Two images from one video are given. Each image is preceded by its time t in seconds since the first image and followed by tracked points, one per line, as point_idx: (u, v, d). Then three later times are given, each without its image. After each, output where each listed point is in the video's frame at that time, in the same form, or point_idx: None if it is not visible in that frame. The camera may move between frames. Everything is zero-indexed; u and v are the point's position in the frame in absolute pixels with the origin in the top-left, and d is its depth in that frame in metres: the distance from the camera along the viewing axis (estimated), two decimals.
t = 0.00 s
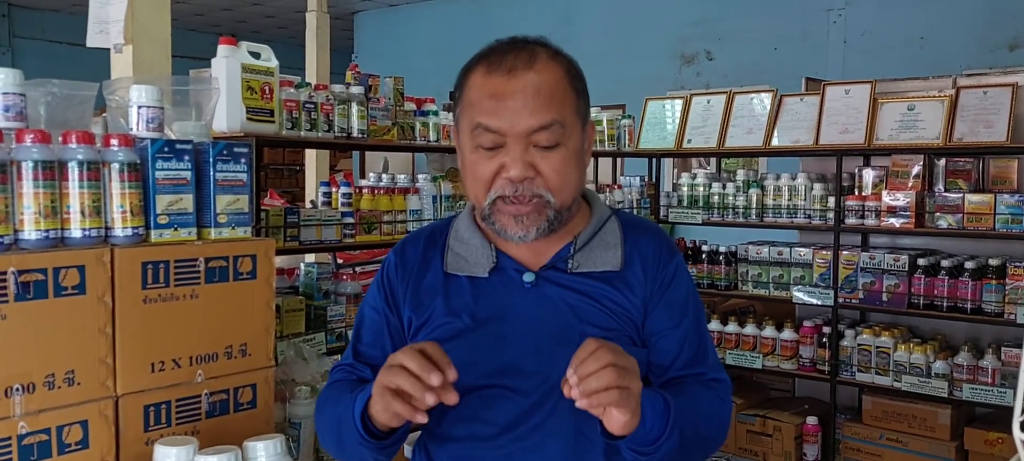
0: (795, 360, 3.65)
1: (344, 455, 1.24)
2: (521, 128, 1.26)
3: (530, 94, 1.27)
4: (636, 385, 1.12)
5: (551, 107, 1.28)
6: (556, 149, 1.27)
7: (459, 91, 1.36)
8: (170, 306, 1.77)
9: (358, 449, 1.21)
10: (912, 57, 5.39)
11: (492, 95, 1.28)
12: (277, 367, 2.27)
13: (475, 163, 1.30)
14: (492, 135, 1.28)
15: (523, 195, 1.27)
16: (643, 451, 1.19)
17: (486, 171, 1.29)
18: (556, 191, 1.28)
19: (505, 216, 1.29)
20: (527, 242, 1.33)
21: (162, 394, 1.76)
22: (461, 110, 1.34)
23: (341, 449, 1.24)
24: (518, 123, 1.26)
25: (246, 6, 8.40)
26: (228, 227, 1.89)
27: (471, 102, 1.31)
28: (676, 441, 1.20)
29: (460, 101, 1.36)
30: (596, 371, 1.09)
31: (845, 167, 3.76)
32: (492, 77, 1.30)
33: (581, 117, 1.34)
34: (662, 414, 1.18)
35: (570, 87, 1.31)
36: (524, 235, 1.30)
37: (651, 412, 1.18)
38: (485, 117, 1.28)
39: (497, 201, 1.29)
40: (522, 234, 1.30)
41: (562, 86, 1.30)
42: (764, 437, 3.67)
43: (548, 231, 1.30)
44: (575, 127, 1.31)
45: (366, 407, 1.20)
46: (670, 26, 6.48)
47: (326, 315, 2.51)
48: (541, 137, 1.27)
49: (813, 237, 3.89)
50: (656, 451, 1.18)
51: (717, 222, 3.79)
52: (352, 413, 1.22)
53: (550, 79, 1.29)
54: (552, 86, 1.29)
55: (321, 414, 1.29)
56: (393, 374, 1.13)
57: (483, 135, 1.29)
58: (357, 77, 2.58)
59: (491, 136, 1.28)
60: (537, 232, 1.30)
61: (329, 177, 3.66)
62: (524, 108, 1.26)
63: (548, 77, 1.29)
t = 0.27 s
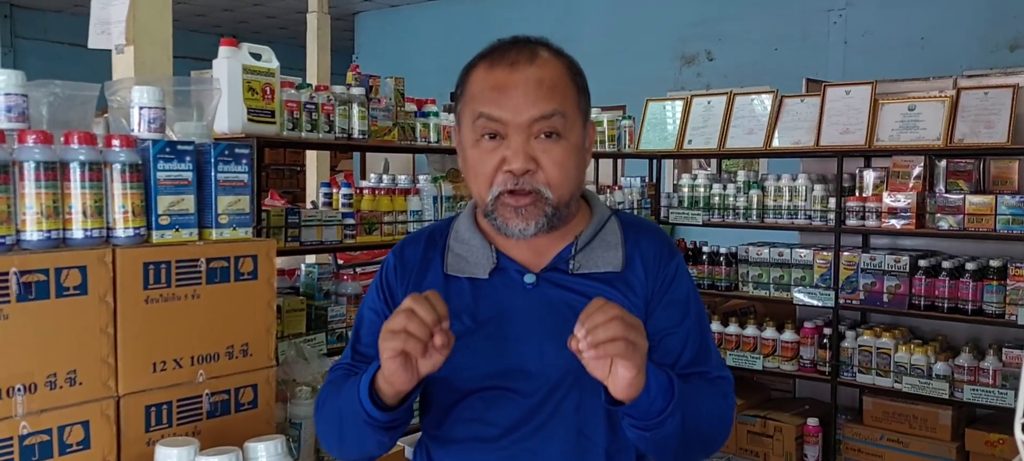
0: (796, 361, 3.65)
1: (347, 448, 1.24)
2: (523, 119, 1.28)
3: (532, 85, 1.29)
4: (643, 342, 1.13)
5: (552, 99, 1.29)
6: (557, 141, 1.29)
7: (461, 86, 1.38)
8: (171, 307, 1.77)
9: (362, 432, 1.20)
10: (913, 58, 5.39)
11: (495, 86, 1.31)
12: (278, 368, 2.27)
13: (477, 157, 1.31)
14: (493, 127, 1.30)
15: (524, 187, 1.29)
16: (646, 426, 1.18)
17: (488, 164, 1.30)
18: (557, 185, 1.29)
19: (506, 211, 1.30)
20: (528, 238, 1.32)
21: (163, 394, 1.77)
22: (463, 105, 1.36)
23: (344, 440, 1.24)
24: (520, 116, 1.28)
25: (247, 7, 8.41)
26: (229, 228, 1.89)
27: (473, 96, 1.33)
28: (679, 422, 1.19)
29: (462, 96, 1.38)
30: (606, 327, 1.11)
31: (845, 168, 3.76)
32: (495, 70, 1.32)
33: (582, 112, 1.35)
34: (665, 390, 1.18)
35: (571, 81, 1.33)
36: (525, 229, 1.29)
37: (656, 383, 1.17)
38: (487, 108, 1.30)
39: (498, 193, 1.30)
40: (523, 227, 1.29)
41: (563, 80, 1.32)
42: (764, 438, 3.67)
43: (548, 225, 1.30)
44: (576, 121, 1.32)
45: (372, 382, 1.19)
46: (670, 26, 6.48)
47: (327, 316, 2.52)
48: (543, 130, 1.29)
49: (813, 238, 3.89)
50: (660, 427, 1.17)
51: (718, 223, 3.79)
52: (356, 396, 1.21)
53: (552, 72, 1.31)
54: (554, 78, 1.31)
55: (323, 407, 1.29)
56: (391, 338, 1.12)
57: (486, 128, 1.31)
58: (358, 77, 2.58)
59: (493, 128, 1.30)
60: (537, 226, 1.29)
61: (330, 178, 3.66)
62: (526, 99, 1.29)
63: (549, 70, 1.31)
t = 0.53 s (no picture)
0: (797, 362, 3.65)
1: (354, 452, 1.24)
2: (527, 112, 1.30)
3: (536, 79, 1.31)
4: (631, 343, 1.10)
5: (556, 93, 1.31)
6: (560, 135, 1.31)
7: (464, 84, 1.40)
8: (173, 308, 1.77)
9: (372, 437, 1.20)
10: (915, 59, 5.39)
11: (499, 81, 1.32)
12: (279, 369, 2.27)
13: (480, 152, 1.33)
14: (497, 120, 1.32)
15: (527, 181, 1.30)
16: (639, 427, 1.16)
17: (492, 158, 1.31)
18: (560, 180, 1.30)
19: (510, 207, 1.30)
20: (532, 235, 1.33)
21: (164, 395, 1.77)
22: (466, 100, 1.37)
23: (351, 444, 1.24)
24: (524, 109, 1.30)
25: (248, 8, 8.41)
26: (230, 230, 1.89)
27: (477, 91, 1.35)
28: (673, 421, 1.17)
29: (465, 93, 1.39)
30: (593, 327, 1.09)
31: (846, 169, 3.76)
32: (499, 65, 1.34)
33: (584, 110, 1.37)
34: (657, 391, 1.15)
35: (574, 77, 1.36)
36: (528, 225, 1.31)
37: (648, 382, 1.14)
38: (491, 102, 1.32)
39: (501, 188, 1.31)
40: (526, 224, 1.31)
41: (567, 77, 1.34)
42: (765, 440, 3.67)
43: (549, 224, 1.32)
44: (579, 117, 1.34)
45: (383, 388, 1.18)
46: (671, 28, 6.49)
47: (328, 317, 2.53)
48: (546, 124, 1.30)
49: (814, 240, 3.89)
50: (653, 426, 1.15)
51: (718, 224, 3.79)
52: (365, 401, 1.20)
53: (555, 68, 1.33)
54: (557, 73, 1.33)
55: (328, 411, 1.28)
56: (402, 337, 1.10)
57: (490, 121, 1.32)
58: (359, 79, 2.59)
59: (497, 121, 1.32)
60: (540, 223, 1.31)
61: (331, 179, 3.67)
62: (530, 93, 1.30)
63: (553, 66, 1.34)
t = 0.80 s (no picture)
0: (797, 363, 3.65)
1: None
2: (528, 109, 1.32)
3: (537, 76, 1.33)
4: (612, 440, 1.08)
5: (557, 89, 1.33)
6: (561, 132, 1.32)
7: (465, 81, 1.41)
8: (174, 309, 1.77)
9: None
10: (915, 60, 5.39)
11: (501, 77, 1.34)
12: (279, 370, 2.27)
13: (481, 148, 1.34)
14: (499, 117, 1.33)
15: (527, 176, 1.32)
16: None
17: (493, 155, 1.33)
18: (560, 176, 1.32)
19: (508, 205, 1.33)
20: (532, 234, 1.35)
21: (165, 396, 1.77)
22: (468, 97, 1.39)
23: None
24: (525, 106, 1.32)
25: (248, 9, 8.42)
26: (231, 231, 1.90)
27: (479, 87, 1.36)
28: None
29: (466, 90, 1.41)
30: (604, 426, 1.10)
31: (846, 170, 3.77)
32: (501, 62, 1.35)
33: (585, 107, 1.39)
34: None
35: (575, 75, 1.37)
36: (528, 224, 1.33)
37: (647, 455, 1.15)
38: (493, 98, 1.33)
39: (502, 184, 1.33)
40: (526, 223, 1.33)
41: (568, 74, 1.36)
42: (766, 441, 3.67)
43: (550, 222, 1.34)
44: (579, 114, 1.36)
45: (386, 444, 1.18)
46: (672, 29, 6.49)
47: (329, 318, 2.53)
48: (547, 120, 1.32)
49: (815, 240, 3.89)
50: None
51: (719, 225, 3.79)
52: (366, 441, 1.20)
53: (556, 65, 1.35)
54: (558, 71, 1.34)
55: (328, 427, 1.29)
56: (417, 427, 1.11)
57: (491, 118, 1.34)
58: (360, 80, 2.59)
59: (498, 118, 1.33)
60: (540, 222, 1.33)
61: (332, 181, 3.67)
62: (532, 89, 1.32)
63: (554, 62, 1.35)
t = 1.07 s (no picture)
0: (797, 364, 3.65)
1: None
2: (527, 109, 1.32)
3: (536, 76, 1.33)
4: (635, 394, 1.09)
5: (555, 90, 1.33)
6: (559, 132, 1.32)
7: (464, 83, 1.42)
8: (174, 310, 1.78)
9: (366, 454, 1.20)
10: (915, 61, 5.39)
11: (500, 78, 1.34)
12: (280, 370, 2.27)
13: (480, 149, 1.34)
14: (497, 117, 1.34)
15: (526, 177, 1.32)
16: None
17: (491, 155, 1.33)
18: (559, 176, 1.32)
19: (507, 203, 1.32)
20: (529, 231, 1.35)
21: (166, 397, 1.77)
22: (466, 98, 1.39)
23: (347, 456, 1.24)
24: (523, 106, 1.32)
25: (249, 10, 8.42)
26: (231, 231, 1.90)
27: (478, 88, 1.37)
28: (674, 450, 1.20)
29: (465, 91, 1.41)
30: (599, 378, 1.06)
31: (846, 171, 3.77)
32: (500, 63, 1.36)
33: (583, 109, 1.39)
34: (659, 425, 1.18)
35: (573, 76, 1.38)
36: (525, 221, 1.32)
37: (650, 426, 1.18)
38: (491, 99, 1.34)
39: (501, 185, 1.32)
40: (524, 219, 1.32)
41: (566, 76, 1.36)
42: (766, 441, 3.67)
43: (548, 219, 1.33)
44: (577, 115, 1.36)
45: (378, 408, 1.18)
46: (672, 29, 6.49)
47: (329, 318, 2.53)
48: (545, 120, 1.32)
49: (815, 241, 3.89)
50: None
51: (719, 226, 3.79)
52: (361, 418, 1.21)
53: (555, 67, 1.35)
54: (557, 72, 1.35)
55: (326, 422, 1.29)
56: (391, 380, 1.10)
57: (490, 118, 1.34)
58: (360, 81, 2.60)
59: (497, 118, 1.34)
60: (536, 220, 1.32)
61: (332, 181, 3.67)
62: (530, 90, 1.32)
63: (553, 64, 1.36)
